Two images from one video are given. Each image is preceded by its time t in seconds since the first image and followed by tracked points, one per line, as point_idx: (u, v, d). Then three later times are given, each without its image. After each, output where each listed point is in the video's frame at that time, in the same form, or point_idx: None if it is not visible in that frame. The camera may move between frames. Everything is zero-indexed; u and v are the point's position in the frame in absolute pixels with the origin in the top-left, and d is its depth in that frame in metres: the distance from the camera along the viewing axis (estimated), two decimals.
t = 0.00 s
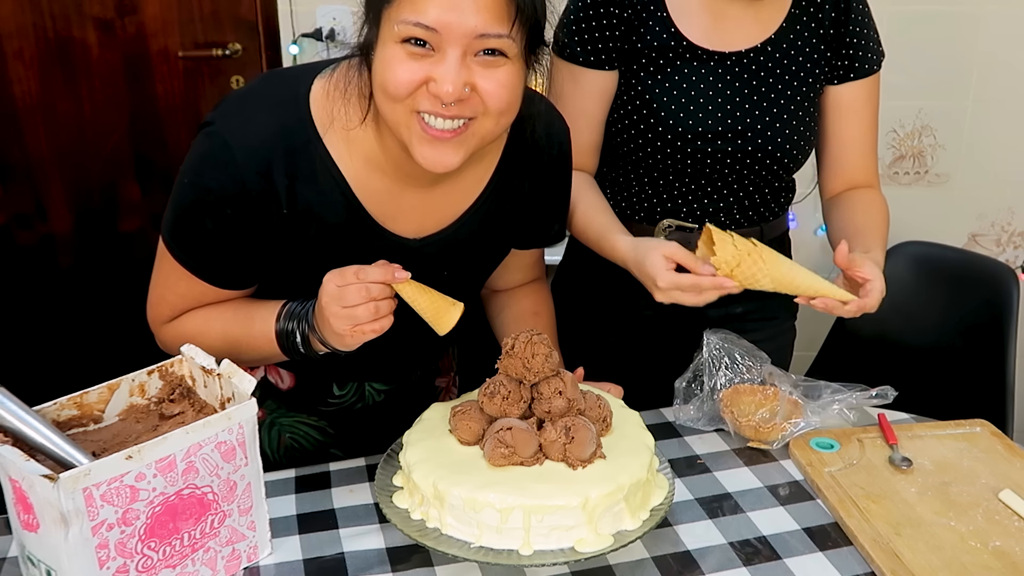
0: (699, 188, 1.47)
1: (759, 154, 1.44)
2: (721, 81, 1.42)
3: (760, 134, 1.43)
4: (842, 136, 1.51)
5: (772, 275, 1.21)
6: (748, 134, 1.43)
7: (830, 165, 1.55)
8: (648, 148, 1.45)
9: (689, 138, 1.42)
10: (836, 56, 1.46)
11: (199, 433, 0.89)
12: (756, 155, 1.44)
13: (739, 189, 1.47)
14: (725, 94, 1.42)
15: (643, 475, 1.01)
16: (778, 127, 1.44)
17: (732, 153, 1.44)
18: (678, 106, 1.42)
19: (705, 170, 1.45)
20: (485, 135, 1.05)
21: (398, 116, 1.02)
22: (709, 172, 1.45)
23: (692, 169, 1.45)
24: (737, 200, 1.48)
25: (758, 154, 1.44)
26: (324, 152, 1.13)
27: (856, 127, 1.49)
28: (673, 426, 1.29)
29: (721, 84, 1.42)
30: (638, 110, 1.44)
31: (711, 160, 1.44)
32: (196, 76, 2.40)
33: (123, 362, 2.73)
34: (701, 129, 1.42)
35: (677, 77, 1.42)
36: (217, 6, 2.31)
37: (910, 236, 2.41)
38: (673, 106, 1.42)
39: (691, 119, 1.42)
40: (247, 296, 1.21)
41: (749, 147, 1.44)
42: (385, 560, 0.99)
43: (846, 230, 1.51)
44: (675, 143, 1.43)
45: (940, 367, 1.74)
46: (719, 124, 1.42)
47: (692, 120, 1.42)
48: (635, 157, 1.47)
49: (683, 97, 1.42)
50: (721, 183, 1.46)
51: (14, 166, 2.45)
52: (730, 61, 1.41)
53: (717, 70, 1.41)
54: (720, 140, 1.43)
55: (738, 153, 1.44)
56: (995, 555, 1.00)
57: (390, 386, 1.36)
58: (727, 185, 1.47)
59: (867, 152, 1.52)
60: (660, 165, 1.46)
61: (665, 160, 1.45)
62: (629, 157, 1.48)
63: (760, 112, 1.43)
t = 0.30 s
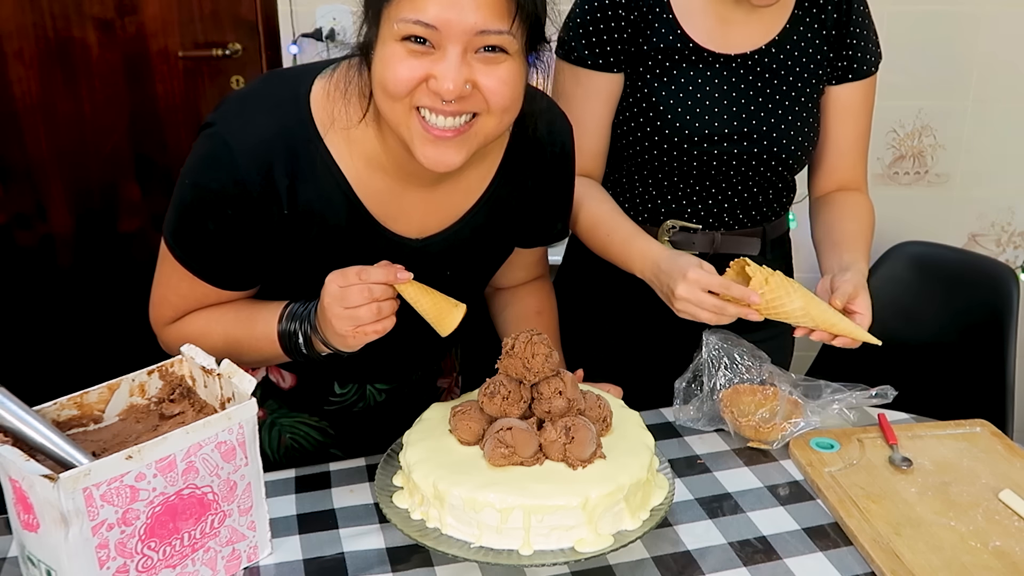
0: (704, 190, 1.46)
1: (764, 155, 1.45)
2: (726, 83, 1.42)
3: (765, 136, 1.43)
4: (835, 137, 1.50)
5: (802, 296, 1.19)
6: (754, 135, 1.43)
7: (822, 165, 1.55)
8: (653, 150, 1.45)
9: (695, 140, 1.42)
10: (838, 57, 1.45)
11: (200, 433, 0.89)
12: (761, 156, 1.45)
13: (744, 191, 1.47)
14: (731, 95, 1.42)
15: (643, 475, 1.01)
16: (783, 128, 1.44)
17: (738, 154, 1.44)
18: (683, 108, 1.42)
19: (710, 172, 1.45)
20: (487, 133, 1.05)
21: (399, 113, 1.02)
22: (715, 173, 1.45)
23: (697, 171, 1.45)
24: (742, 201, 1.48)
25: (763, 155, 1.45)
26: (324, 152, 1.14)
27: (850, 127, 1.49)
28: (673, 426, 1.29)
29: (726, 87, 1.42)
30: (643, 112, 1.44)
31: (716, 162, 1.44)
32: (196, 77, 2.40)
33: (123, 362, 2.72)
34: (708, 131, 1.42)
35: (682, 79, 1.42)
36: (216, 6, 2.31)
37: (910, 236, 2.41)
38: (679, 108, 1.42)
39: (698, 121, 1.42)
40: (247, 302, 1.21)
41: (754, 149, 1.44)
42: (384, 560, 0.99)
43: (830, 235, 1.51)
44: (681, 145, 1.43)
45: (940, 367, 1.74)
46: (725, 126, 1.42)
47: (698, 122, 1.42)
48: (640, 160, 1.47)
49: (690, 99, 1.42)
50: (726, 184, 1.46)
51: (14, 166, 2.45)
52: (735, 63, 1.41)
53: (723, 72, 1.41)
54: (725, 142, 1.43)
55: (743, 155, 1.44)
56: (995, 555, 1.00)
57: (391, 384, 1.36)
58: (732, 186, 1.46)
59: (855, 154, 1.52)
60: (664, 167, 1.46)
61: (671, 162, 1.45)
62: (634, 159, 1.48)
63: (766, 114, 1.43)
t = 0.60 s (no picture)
0: (705, 191, 1.46)
1: (765, 155, 1.44)
2: (728, 84, 1.42)
3: (766, 136, 1.43)
4: (836, 137, 1.51)
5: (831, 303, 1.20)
6: (755, 136, 1.43)
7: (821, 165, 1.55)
8: (654, 151, 1.45)
9: (696, 140, 1.43)
10: (841, 58, 1.45)
11: (200, 433, 0.89)
12: (763, 156, 1.45)
13: (745, 192, 1.47)
14: (733, 96, 1.42)
15: (643, 475, 1.01)
16: (784, 129, 1.44)
17: (739, 155, 1.44)
18: (685, 109, 1.42)
19: (711, 172, 1.45)
20: (481, 103, 1.05)
21: (392, 87, 1.02)
22: (715, 174, 1.45)
23: (698, 171, 1.45)
24: (742, 202, 1.48)
25: (764, 156, 1.44)
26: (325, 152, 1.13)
27: (853, 127, 1.49)
28: (674, 426, 1.29)
29: (728, 87, 1.42)
30: (644, 112, 1.44)
31: (718, 162, 1.44)
32: (196, 77, 2.41)
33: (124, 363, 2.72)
34: (708, 131, 1.42)
35: (684, 79, 1.42)
36: (216, 5, 2.32)
37: (910, 236, 2.41)
38: (681, 109, 1.42)
39: (699, 122, 1.42)
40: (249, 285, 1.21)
41: (755, 150, 1.44)
42: (384, 560, 0.99)
43: (841, 236, 1.50)
44: (682, 145, 1.43)
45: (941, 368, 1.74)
46: (726, 126, 1.42)
47: (699, 123, 1.42)
48: (641, 160, 1.47)
49: (691, 100, 1.42)
50: (727, 185, 1.46)
51: (13, 166, 2.44)
52: (737, 64, 1.41)
53: (725, 73, 1.42)
54: (726, 143, 1.43)
55: (745, 156, 1.44)
56: (995, 555, 1.00)
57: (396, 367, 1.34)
58: (733, 187, 1.46)
59: (860, 154, 1.52)
60: (666, 167, 1.46)
61: (672, 163, 1.45)
62: (635, 159, 1.48)
63: (767, 115, 1.43)
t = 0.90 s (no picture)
0: (706, 191, 1.46)
1: (766, 156, 1.44)
2: (729, 85, 1.42)
3: (767, 137, 1.43)
4: (842, 140, 1.50)
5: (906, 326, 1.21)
6: (755, 137, 1.43)
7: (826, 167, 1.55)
8: (656, 152, 1.45)
9: (697, 141, 1.43)
10: (843, 60, 1.45)
11: (199, 433, 0.89)
12: (764, 157, 1.44)
13: (746, 192, 1.47)
14: (734, 97, 1.42)
15: (643, 475, 1.01)
16: (785, 129, 1.44)
17: (740, 156, 1.44)
18: (686, 110, 1.42)
19: (713, 173, 1.45)
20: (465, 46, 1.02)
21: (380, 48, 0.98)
22: (716, 175, 1.45)
23: (699, 172, 1.45)
24: (744, 203, 1.48)
25: (765, 157, 1.44)
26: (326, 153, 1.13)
27: (857, 129, 1.49)
28: (674, 426, 1.29)
29: (729, 88, 1.42)
30: (646, 112, 1.43)
31: (719, 163, 1.44)
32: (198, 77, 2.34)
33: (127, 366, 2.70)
34: (709, 132, 1.42)
35: (685, 81, 1.42)
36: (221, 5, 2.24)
37: (911, 236, 2.41)
38: (682, 110, 1.42)
39: (699, 122, 1.42)
40: (236, 245, 1.18)
41: (756, 150, 1.44)
42: (385, 560, 0.99)
43: (859, 241, 1.49)
44: (683, 146, 1.43)
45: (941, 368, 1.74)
46: (727, 127, 1.42)
47: (700, 124, 1.42)
48: (642, 161, 1.47)
49: (692, 101, 1.42)
50: (728, 185, 1.46)
51: (13, 167, 2.26)
52: (738, 66, 1.41)
53: (726, 75, 1.42)
54: (727, 144, 1.43)
55: (746, 157, 1.44)
56: (995, 555, 1.00)
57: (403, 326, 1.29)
58: (734, 188, 1.46)
59: (865, 157, 1.51)
60: (666, 168, 1.46)
61: (673, 163, 1.45)
62: (634, 160, 1.48)
63: (768, 116, 1.43)
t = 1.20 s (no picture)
0: (711, 193, 1.46)
1: (770, 157, 1.45)
2: (733, 88, 1.42)
3: (771, 139, 1.44)
4: (842, 137, 1.50)
5: (906, 322, 1.21)
6: (760, 139, 1.43)
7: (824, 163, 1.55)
8: (662, 156, 1.45)
9: (703, 146, 1.43)
10: (842, 57, 1.45)
11: (199, 433, 0.89)
12: (768, 159, 1.45)
13: (751, 194, 1.47)
14: (739, 101, 1.42)
15: (643, 475, 1.01)
16: (790, 131, 1.44)
17: (744, 158, 1.44)
18: (692, 114, 1.42)
19: (718, 176, 1.45)
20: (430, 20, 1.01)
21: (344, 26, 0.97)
22: (722, 177, 1.45)
23: (704, 175, 1.45)
24: (749, 204, 1.48)
25: (770, 158, 1.45)
26: (325, 151, 1.13)
27: (856, 127, 1.49)
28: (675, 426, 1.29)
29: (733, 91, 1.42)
30: (652, 118, 1.43)
31: (724, 166, 1.44)
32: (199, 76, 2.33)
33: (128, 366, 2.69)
34: (715, 137, 1.42)
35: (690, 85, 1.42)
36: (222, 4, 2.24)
37: (911, 236, 2.41)
38: (688, 115, 1.42)
39: (705, 127, 1.42)
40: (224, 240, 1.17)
41: (761, 153, 1.44)
42: (385, 560, 0.99)
43: (858, 235, 1.50)
44: (690, 151, 1.43)
45: (942, 368, 1.74)
46: (733, 131, 1.42)
47: (706, 129, 1.42)
48: (648, 165, 1.47)
49: (697, 106, 1.42)
50: (734, 187, 1.46)
51: (11, 167, 2.26)
52: (742, 69, 1.41)
53: (730, 78, 1.42)
54: (732, 147, 1.43)
55: (751, 159, 1.44)
56: (995, 555, 1.00)
57: (404, 303, 1.26)
58: (739, 190, 1.46)
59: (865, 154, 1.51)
60: (673, 172, 1.46)
61: (678, 167, 1.45)
62: (640, 164, 1.47)
63: (772, 117, 1.43)
